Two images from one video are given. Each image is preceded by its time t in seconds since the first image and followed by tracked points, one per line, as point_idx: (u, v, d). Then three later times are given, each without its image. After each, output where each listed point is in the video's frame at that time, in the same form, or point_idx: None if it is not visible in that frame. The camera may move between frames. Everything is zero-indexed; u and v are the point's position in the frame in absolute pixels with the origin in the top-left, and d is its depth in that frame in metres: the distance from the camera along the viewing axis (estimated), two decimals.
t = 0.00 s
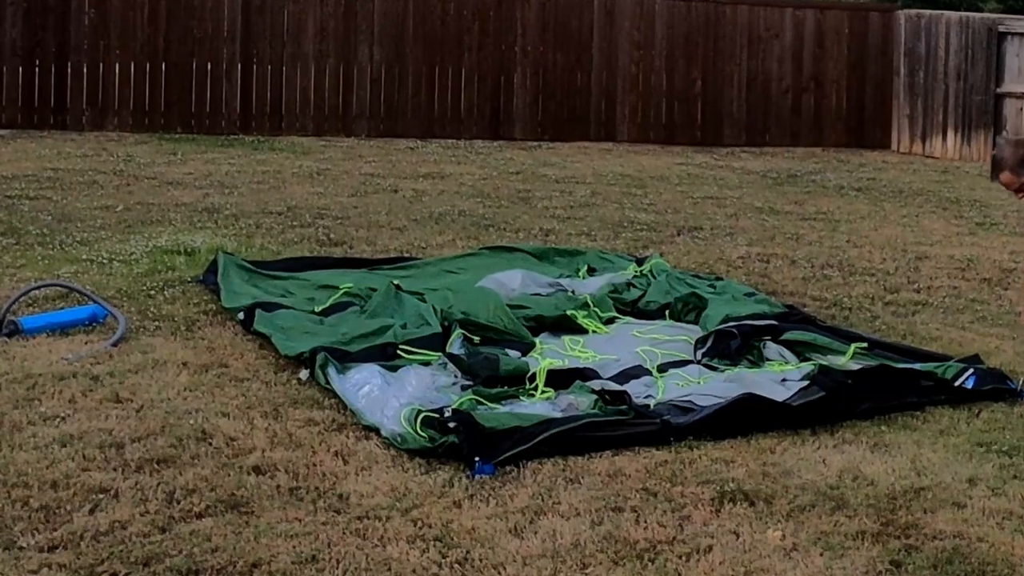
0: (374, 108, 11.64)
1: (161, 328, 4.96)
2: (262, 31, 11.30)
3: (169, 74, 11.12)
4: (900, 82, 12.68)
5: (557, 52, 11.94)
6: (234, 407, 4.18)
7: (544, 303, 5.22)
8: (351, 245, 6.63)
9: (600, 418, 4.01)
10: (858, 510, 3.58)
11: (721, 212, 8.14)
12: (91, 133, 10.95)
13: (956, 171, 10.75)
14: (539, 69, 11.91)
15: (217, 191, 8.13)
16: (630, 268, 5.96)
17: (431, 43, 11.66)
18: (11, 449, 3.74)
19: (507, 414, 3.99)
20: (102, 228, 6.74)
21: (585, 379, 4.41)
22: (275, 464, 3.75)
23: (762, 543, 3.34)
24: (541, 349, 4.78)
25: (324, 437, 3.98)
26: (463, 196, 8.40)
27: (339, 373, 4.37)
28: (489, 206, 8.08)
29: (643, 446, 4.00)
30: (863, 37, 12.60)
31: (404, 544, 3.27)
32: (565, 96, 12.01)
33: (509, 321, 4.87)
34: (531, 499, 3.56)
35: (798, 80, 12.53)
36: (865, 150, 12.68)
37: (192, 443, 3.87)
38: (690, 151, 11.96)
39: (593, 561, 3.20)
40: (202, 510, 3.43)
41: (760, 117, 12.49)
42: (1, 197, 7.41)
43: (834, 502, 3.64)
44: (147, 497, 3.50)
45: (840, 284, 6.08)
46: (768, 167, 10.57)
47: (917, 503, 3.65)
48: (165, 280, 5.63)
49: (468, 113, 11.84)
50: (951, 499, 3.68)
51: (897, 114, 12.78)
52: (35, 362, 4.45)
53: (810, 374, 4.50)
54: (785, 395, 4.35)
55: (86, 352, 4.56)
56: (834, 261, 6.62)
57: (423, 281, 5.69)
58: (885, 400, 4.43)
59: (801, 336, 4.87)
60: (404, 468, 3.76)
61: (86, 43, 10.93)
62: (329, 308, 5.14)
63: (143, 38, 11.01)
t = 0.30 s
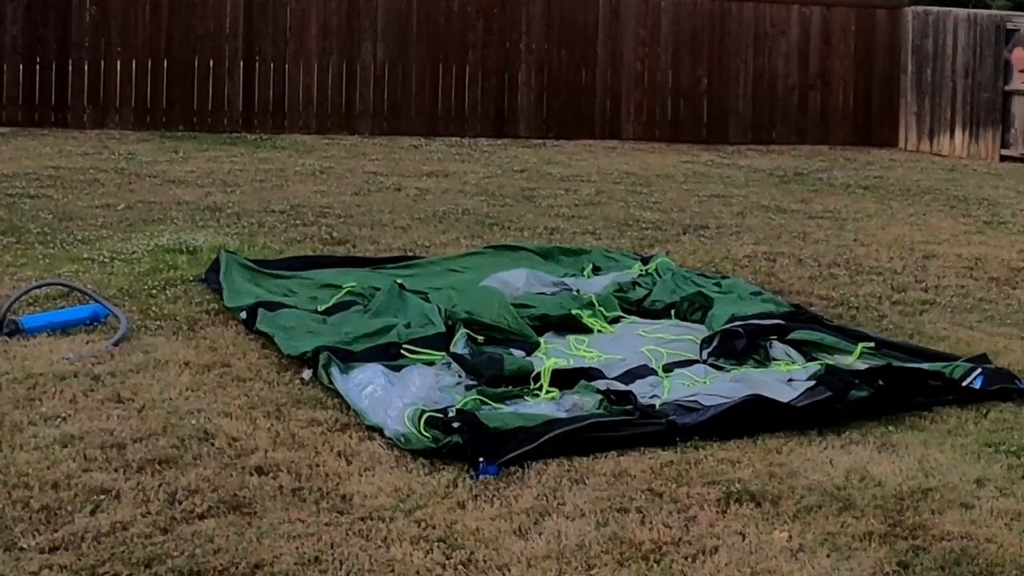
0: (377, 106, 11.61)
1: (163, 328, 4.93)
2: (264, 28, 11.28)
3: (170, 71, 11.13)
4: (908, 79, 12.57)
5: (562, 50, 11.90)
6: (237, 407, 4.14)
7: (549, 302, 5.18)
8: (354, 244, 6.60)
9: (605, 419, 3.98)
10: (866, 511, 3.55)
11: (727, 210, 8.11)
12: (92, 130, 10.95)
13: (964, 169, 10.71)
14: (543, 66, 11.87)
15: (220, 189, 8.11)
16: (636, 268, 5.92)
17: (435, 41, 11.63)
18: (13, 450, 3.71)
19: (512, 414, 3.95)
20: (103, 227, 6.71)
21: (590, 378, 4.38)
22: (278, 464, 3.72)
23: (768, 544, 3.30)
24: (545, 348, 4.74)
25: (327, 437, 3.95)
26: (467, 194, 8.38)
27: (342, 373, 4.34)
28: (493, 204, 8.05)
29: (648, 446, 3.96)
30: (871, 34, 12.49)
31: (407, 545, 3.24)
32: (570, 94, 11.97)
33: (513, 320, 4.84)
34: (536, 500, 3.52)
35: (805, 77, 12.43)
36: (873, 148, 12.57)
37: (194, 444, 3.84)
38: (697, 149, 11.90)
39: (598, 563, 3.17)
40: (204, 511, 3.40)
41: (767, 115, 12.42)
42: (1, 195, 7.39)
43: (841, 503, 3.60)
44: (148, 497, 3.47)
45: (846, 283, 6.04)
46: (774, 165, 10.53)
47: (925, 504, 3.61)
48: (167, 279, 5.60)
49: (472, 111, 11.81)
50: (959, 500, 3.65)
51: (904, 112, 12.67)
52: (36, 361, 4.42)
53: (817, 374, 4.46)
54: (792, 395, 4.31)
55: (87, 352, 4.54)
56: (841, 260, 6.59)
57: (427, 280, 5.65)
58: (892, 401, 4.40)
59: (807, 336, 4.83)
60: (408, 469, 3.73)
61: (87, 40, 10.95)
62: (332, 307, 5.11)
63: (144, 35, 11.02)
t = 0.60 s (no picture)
0: (380, 104, 11.58)
1: (165, 327, 4.90)
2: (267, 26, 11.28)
3: (172, 69, 11.12)
4: (915, 77, 12.49)
5: (567, 47, 11.86)
6: (239, 407, 4.11)
7: (553, 301, 5.15)
8: (357, 243, 6.56)
9: (611, 419, 3.95)
10: (873, 512, 3.51)
11: (733, 208, 8.07)
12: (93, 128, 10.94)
13: (973, 167, 10.67)
14: (548, 63, 11.83)
15: (222, 187, 8.09)
16: (641, 266, 5.89)
17: (438, 38, 11.60)
18: (13, 450, 3.68)
19: (517, 414, 3.92)
20: (105, 225, 6.68)
21: (595, 378, 4.34)
22: (280, 465, 3.69)
23: (775, 545, 3.27)
24: (550, 348, 4.71)
25: (330, 437, 3.91)
26: (471, 193, 8.35)
27: (345, 373, 4.31)
28: (497, 202, 8.03)
29: (653, 446, 3.93)
30: (878, 31, 12.43)
31: (411, 546, 3.21)
32: (575, 92, 11.93)
33: (518, 320, 4.80)
34: (541, 501, 3.49)
35: (811, 75, 12.38)
36: (880, 146, 12.49)
37: (196, 444, 3.80)
38: (702, 148, 11.85)
39: (603, 564, 3.13)
40: (206, 512, 3.37)
41: (773, 113, 12.36)
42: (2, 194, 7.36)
43: (848, 504, 3.56)
44: (150, 498, 3.44)
45: (854, 283, 6.00)
46: (780, 164, 10.49)
47: (933, 504, 3.57)
48: (169, 278, 5.58)
49: (475, 108, 11.77)
50: (967, 501, 3.61)
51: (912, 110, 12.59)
52: (37, 361, 4.39)
53: (824, 374, 4.42)
54: (798, 395, 4.27)
55: (88, 352, 4.50)
56: (848, 258, 6.55)
57: (430, 279, 5.62)
58: (899, 401, 4.36)
59: (814, 335, 4.80)
60: (411, 470, 3.69)
61: (88, 38, 10.95)
62: (335, 306, 5.07)
63: (146, 33, 11.01)
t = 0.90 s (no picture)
0: (384, 101, 11.56)
1: (166, 327, 4.87)
2: (269, 23, 11.27)
3: (174, 66, 11.12)
4: (923, 74, 12.42)
5: (572, 44, 11.82)
6: (241, 407, 4.08)
7: (558, 300, 5.12)
8: (360, 242, 6.53)
9: (616, 419, 3.91)
10: (880, 513, 3.47)
11: (739, 207, 8.03)
12: (94, 126, 10.95)
13: (981, 165, 10.62)
14: (553, 60, 11.79)
15: (224, 185, 8.06)
16: (646, 266, 5.85)
17: (442, 35, 11.58)
18: (13, 451, 3.65)
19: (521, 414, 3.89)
20: (106, 224, 6.66)
21: (600, 378, 4.31)
22: (283, 465, 3.66)
23: (781, 547, 3.23)
24: (555, 348, 4.67)
25: (333, 438, 3.88)
26: (475, 191, 8.32)
27: (348, 372, 4.27)
28: (501, 201, 7.99)
29: (659, 447, 3.89)
30: (885, 28, 12.36)
31: (414, 547, 3.17)
32: (580, 89, 11.89)
33: (522, 319, 4.77)
34: (545, 502, 3.45)
35: (818, 72, 12.31)
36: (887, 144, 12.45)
37: (198, 445, 3.77)
38: (708, 146, 11.81)
39: (608, 565, 3.10)
40: (208, 513, 3.34)
41: (779, 111, 12.30)
42: (4, 192, 7.35)
43: (855, 505, 3.53)
44: (151, 499, 3.41)
45: (861, 282, 5.96)
46: (787, 162, 10.45)
47: (940, 505, 3.53)
48: (171, 277, 5.55)
49: (480, 106, 11.74)
50: (975, 502, 3.57)
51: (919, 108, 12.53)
52: (37, 360, 4.36)
53: (830, 373, 4.38)
54: (805, 395, 4.23)
55: (90, 351, 4.48)
56: (855, 258, 6.51)
57: (434, 278, 5.59)
58: (906, 400, 4.33)
59: (821, 334, 4.76)
60: (415, 470, 3.66)
61: (89, 35, 10.97)
62: (338, 306, 5.04)
63: (147, 30, 11.03)
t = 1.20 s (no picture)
0: (387, 99, 11.52)
1: (168, 326, 4.85)
2: (272, 22, 11.25)
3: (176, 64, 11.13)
4: (930, 72, 12.29)
5: (577, 41, 11.78)
6: (243, 408, 4.05)
7: (563, 299, 5.08)
8: (363, 241, 6.50)
9: (622, 419, 3.87)
10: (888, 514, 3.44)
11: (745, 206, 7.99)
12: (95, 123, 10.98)
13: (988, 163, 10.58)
14: (558, 58, 11.75)
15: (226, 184, 8.03)
16: (652, 265, 5.81)
17: (446, 32, 11.55)
18: (14, 451, 3.62)
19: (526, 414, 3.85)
20: (107, 223, 6.63)
21: (605, 378, 4.27)
22: (286, 466, 3.63)
23: (788, 548, 3.20)
24: (559, 347, 4.64)
25: (335, 438, 3.85)
26: (480, 189, 8.28)
27: (352, 372, 4.24)
28: (506, 199, 7.95)
29: (665, 448, 3.86)
30: (893, 25, 12.27)
31: (418, 548, 3.14)
32: (585, 87, 11.84)
33: (527, 319, 4.74)
34: (550, 502, 3.42)
35: (825, 70, 12.23)
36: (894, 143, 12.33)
37: (200, 445, 3.74)
38: (714, 144, 11.76)
39: (613, 567, 3.07)
40: (211, 513, 3.31)
41: (786, 110, 12.22)
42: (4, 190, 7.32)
43: (863, 506, 3.49)
44: (153, 499, 3.38)
45: (868, 281, 5.92)
46: (794, 160, 10.41)
47: (948, 506, 3.50)
48: (172, 276, 5.52)
49: (484, 104, 11.70)
50: (983, 503, 3.53)
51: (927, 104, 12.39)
52: (38, 360, 4.34)
53: (837, 373, 4.34)
54: (812, 396, 4.19)
55: (91, 351, 4.45)
56: (863, 256, 6.47)
57: (438, 277, 5.56)
58: (914, 400, 4.28)
59: (828, 334, 4.72)
60: (418, 471, 3.63)
61: (90, 32, 10.96)
62: (341, 305, 5.01)
63: (148, 28, 11.04)
